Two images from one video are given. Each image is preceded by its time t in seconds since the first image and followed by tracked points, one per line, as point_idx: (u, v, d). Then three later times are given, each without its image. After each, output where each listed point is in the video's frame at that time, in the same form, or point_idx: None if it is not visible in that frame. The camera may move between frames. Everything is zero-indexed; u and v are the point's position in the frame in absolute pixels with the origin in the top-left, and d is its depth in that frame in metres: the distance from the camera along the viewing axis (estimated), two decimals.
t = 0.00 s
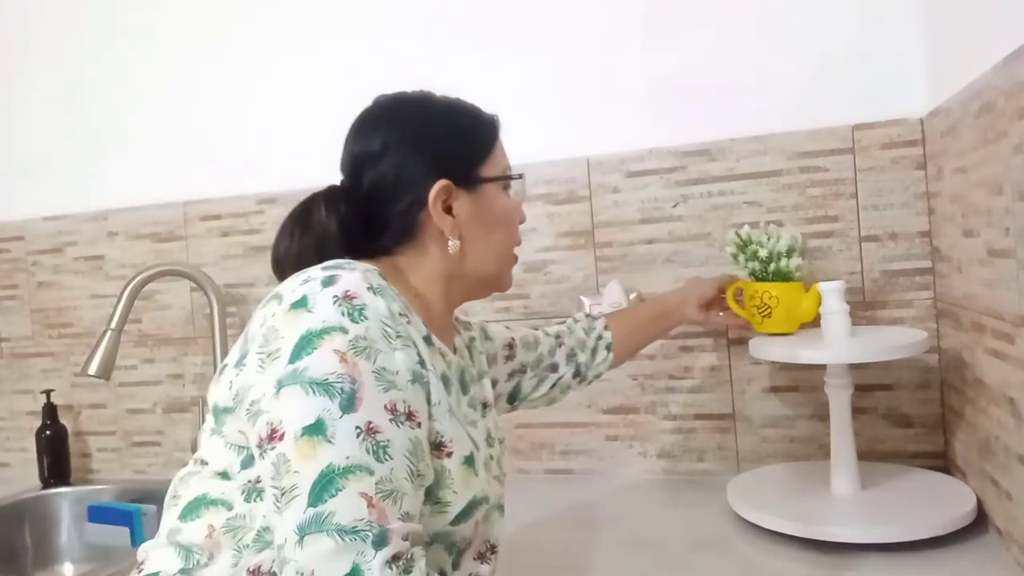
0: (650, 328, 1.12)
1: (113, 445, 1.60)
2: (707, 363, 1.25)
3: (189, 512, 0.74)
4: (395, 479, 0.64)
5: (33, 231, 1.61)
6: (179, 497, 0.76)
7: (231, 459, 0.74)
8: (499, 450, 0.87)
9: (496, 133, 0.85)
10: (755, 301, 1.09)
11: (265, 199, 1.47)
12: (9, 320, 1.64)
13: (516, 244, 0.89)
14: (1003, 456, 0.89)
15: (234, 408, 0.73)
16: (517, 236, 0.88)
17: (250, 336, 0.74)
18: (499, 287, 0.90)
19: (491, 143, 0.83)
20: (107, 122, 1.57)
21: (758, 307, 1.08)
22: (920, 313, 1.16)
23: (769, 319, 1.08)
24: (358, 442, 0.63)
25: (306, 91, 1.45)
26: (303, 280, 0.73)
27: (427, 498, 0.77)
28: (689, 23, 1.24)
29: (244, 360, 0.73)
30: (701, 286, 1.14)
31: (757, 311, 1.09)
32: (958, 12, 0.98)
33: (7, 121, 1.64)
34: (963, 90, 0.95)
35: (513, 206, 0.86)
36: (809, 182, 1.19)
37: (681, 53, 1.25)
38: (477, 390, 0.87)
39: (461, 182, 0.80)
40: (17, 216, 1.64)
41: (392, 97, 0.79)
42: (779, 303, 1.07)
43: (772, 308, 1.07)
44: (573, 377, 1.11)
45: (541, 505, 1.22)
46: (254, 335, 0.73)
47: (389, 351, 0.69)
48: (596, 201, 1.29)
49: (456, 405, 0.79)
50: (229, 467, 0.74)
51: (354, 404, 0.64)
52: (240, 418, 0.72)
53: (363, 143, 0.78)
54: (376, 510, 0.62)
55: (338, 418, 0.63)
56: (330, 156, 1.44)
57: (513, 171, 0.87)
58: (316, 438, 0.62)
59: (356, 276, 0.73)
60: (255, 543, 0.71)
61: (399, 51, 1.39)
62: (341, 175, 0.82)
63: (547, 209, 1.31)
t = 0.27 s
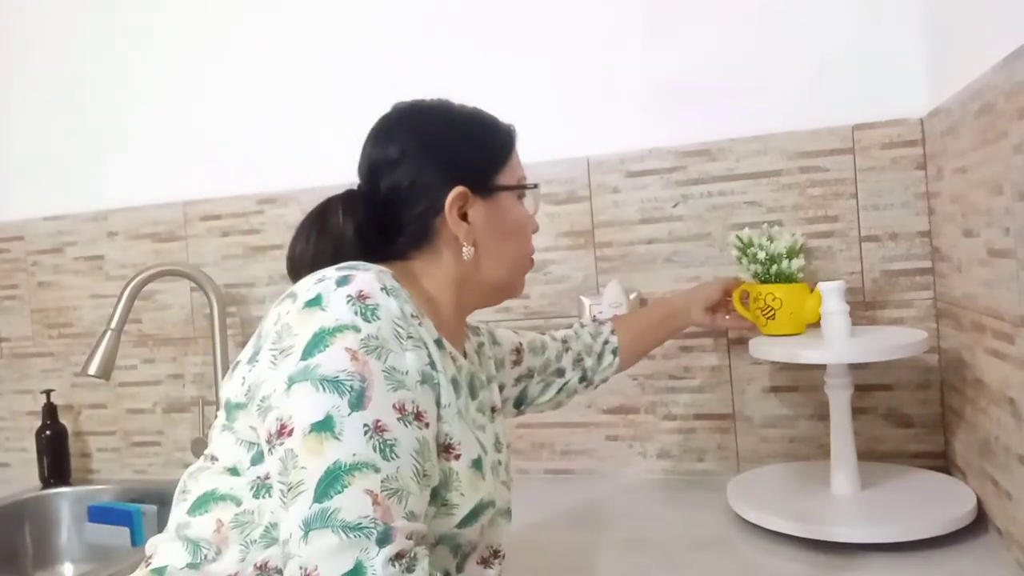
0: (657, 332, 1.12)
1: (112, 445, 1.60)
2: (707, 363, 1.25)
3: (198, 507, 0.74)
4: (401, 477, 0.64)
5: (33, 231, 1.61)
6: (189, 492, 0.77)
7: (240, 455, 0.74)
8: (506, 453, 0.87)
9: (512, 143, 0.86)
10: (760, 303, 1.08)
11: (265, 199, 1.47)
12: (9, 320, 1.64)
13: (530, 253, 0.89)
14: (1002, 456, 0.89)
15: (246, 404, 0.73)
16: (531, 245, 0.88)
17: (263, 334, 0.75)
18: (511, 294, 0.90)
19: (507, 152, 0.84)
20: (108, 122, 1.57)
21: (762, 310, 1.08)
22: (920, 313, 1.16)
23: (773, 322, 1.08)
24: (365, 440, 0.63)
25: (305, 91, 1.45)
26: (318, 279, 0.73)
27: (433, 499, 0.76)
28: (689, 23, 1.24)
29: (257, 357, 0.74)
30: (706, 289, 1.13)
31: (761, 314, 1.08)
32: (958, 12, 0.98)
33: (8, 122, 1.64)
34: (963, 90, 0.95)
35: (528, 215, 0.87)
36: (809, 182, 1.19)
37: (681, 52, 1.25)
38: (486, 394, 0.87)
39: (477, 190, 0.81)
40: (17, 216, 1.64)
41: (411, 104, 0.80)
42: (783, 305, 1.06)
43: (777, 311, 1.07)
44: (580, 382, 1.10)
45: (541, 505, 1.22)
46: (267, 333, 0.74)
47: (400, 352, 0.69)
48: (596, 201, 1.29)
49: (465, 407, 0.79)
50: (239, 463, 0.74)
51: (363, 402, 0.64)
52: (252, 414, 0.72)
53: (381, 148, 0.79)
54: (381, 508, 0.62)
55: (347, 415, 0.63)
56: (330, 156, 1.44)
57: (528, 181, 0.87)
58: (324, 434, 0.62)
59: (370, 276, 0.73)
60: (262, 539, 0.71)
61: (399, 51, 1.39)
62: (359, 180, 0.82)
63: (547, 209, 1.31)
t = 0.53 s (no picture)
0: (659, 333, 1.12)
1: (112, 445, 1.60)
2: (707, 363, 1.25)
3: (203, 504, 0.74)
4: (404, 477, 0.64)
5: (33, 231, 1.61)
6: (193, 490, 0.77)
7: (246, 453, 0.74)
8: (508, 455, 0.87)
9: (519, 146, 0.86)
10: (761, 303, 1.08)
11: (265, 199, 1.47)
12: (10, 320, 1.64)
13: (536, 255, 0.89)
14: (1002, 456, 0.89)
15: (253, 402, 0.74)
16: (537, 248, 0.88)
17: (270, 333, 0.75)
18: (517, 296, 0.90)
19: (513, 157, 0.84)
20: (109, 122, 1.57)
21: (763, 309, 1.08)
22: (920, 313, 1.16)
23: (773, 322, 1.08)
24: (369, 439, 0.63)
25: (305, 91, 1.45)
26: (325, 279, 0.73)
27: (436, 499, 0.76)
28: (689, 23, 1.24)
29: (263, 355, 0.74)
30: (709, 290, 1.14)
31: (762, 313, 1.08)
32: (958, 12, 0.98)
33: (8, 122, 1.64)
34: (963, 90, 0.95)
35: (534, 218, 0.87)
36: (809, 182, 1.19)
37: (681, 52, 1.25)
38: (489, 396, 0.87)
39: (484, 192, 0.81)
40: (17, 215, 1.64)
41: (418, 109, 0.80)
42: (782, 304, 1.06)
43: (776, 310, 1.07)
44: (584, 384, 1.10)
45: (541, 505, 1.22)
46: (274, 331, 0.74)
47: (405, 352, 0.69)
48: (596, 201, 1.29)
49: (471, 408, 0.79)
50: (244, 461, 0.74)
51: (368, 401, 0.64)
52: (257, 412, 0.73)
53: (388, 153, 0.79)
54: (383, 507, 0.62)
55: (351, 414, 0.63)
56: (329, 155, 1.44)
57: (534, 185, 0.87)
58: (328, 433, 0.62)
59: (378, 276, 0.73)
60: (266, 537, 0.71)
61: (399, 51, 1.39)
62: (366, 183, 0.83)
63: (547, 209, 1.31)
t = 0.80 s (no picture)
0: (660, 334, 1.12)
1: (112, 445, 1.60)
2: (707, 363, 1.25)
3: (204, 503, 0.74)
4: (405, 477, 0.64)
5: (33, 231, 1.61)
6: (195, 489, 0.77)
7: (248, 452, 0.74)
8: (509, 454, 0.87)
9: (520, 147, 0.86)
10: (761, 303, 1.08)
11: (265, 199, 1.47)
12: (10, 320, 1.64)
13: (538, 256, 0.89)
14: (1002, 456, 0.89)
15: (255, 401, 0.74)
16: (538, 248, 0.88)
17: (273, 332, 0.75)
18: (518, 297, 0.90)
19: (516, 159, 0.84)
20: (109, 122, 1.57)
21: (762, 309, 1.08)
22: (920, 313, 1.16)
23: (772, 321, 1.08)
24: (370, 438, 0.63)
25: (305, 91, 1.45)
26: (327, 279, 0.73)
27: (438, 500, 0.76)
28: (689, 23, 1.24)
29: (266, 355, 0.74)
30: (711, 292, 1.14)
31: (761, 313, 1.09)
32: (958, 12, 0.98)
33: (8, 121, 1.64)
34: (963, 90, 0.95)
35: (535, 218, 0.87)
36: (809, 182, 1.19)
37: (681, 52, 1.25)
38: (490, 397, 0.86)
39: (486, 193, 0.81)
40: (17, 215, 1.64)
41: (421, 111, 0.80)
42: (781, 304, 1.06)
43: (775, 310, 1.07)
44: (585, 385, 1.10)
45: (541, 505, 1.22)
46: (276, 331, 0.74)
47: (407, 352, 0.69)
48: (596, 200, 1.29)
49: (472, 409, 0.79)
50: (245, 460, 0.74)
51: (370, 400, 0.64)
52: (259, 411, 0.73)
53: (392, 154, 0.79)
54: (384, 506, 0.62)
55: (353, 413, 0.63)
56: (328, 155, 1.44)
57: (536, 187, 0.87)
58: (330, 432, 0.63)
59: (381, 276, 0.73)
60: (267, 536, 0.71)
61: (398, 51, 1.39)
62: (369, 185, 0.83)
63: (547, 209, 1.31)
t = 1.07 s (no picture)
0: (660, 335, 1.12)
1: (112, 445, 1.60)
2: (707, 363, 1.25)
3: (204, 503, 0.74)
4: (406, 476, 0.64)
5: (33, 231, 1.61)
6: (195, 489, 0.77)
7: (248, 452, 0.74)
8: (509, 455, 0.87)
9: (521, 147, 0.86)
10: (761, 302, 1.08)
11: (265, 199, 1.47)
12: (11, 320, 1.64)
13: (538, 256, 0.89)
14: (1002, 456, 0.89)
15: (255, 401, 0.74)
16: (539, 249, 0.88)
17: (274, 331, 0.75)
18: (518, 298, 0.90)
19: (517, 160, 0.84)
20: (109, 122, 1.57)
21: (763, 308, 1.08)
22: (920, 313, 1.16)
23: (772, 321, 1.08)
24: (371, 437, 0.63)
25: (304, 91, 1.45)
26: (328, 278, 0.73)
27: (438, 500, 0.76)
28: (689, 23, 1.24)
29: (266, 355, 0.74)
30: (712, 292, 1.14)
31: (762, 312, 1.09)
32: (958, 12, 0.98)
33: (8, 121, 1.64)
34: (963, 90, 0.95)
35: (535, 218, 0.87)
36: (809, 182, 1.19)
37: (681, 53, 1.25)
38: (491, 397, 0.86)
39: (486, 193, 0.81)
40: (18, 215, 1.64)
41: (421, 112, 0.80)
42: (781, 303, 1.06)
43: (775, 309, 1.07)
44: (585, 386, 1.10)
45: (541, 505, 1.22)
46: (277, 330, 0.74)
47: (408, 352, 0.69)
48: (596, 200, 1.29)
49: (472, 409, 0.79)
50: (246, 460, 0.74)
51: (371, 399, 0.64)
52: (260, 411, 0.73)
53: (392, 155, 0.79)
54: (385, 506, 0.62)
55: (354, 413, 0.63)
56: (328, 155, 1.44)
57: (536, 188, 0.87)
58: (331, 431, 0.63)
59: (382, 276, 0.73)
60: (268, 535, 0.71)
61: (398, 51, 1.39)
62: (370, 185, 0.83)
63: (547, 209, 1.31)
